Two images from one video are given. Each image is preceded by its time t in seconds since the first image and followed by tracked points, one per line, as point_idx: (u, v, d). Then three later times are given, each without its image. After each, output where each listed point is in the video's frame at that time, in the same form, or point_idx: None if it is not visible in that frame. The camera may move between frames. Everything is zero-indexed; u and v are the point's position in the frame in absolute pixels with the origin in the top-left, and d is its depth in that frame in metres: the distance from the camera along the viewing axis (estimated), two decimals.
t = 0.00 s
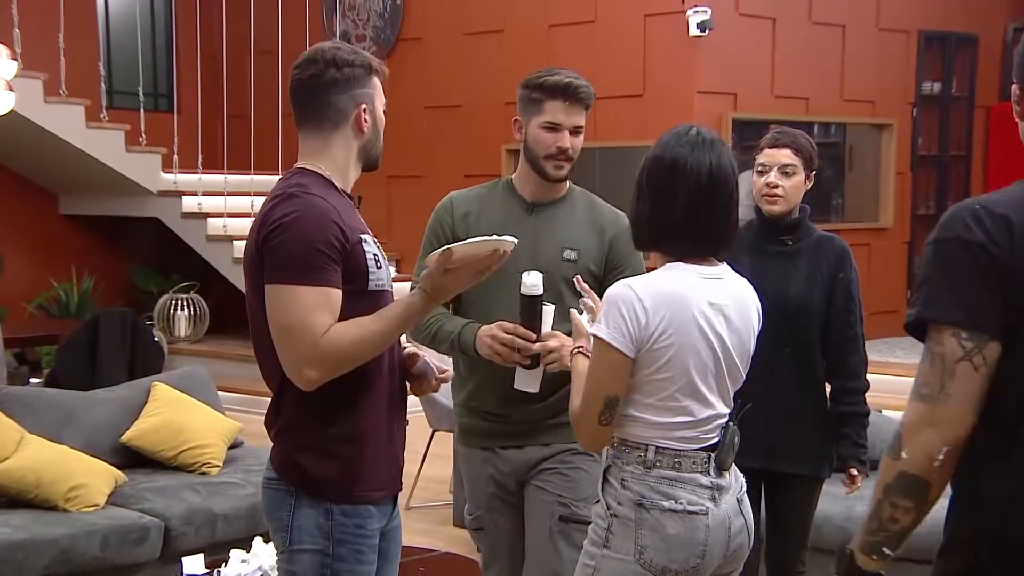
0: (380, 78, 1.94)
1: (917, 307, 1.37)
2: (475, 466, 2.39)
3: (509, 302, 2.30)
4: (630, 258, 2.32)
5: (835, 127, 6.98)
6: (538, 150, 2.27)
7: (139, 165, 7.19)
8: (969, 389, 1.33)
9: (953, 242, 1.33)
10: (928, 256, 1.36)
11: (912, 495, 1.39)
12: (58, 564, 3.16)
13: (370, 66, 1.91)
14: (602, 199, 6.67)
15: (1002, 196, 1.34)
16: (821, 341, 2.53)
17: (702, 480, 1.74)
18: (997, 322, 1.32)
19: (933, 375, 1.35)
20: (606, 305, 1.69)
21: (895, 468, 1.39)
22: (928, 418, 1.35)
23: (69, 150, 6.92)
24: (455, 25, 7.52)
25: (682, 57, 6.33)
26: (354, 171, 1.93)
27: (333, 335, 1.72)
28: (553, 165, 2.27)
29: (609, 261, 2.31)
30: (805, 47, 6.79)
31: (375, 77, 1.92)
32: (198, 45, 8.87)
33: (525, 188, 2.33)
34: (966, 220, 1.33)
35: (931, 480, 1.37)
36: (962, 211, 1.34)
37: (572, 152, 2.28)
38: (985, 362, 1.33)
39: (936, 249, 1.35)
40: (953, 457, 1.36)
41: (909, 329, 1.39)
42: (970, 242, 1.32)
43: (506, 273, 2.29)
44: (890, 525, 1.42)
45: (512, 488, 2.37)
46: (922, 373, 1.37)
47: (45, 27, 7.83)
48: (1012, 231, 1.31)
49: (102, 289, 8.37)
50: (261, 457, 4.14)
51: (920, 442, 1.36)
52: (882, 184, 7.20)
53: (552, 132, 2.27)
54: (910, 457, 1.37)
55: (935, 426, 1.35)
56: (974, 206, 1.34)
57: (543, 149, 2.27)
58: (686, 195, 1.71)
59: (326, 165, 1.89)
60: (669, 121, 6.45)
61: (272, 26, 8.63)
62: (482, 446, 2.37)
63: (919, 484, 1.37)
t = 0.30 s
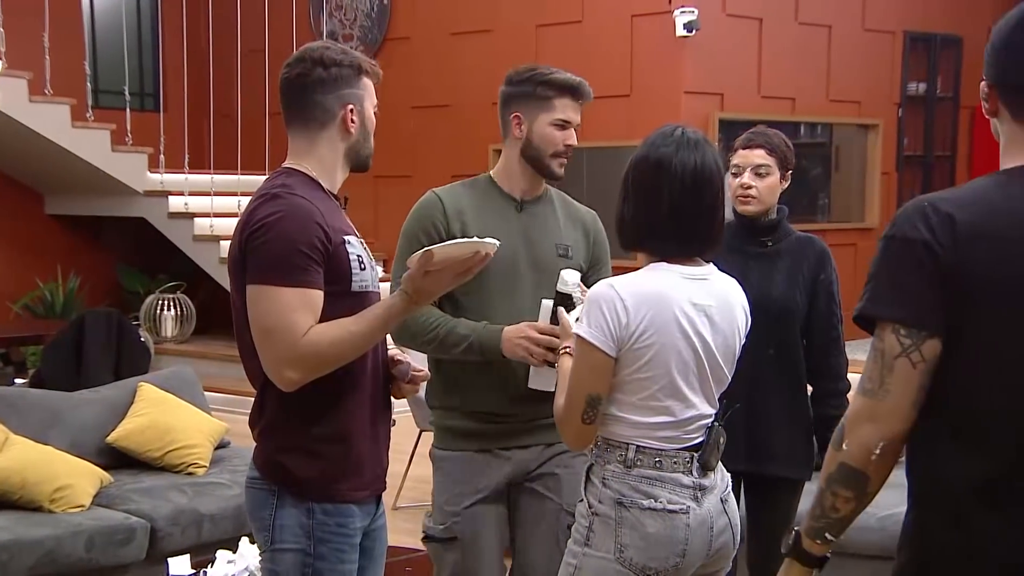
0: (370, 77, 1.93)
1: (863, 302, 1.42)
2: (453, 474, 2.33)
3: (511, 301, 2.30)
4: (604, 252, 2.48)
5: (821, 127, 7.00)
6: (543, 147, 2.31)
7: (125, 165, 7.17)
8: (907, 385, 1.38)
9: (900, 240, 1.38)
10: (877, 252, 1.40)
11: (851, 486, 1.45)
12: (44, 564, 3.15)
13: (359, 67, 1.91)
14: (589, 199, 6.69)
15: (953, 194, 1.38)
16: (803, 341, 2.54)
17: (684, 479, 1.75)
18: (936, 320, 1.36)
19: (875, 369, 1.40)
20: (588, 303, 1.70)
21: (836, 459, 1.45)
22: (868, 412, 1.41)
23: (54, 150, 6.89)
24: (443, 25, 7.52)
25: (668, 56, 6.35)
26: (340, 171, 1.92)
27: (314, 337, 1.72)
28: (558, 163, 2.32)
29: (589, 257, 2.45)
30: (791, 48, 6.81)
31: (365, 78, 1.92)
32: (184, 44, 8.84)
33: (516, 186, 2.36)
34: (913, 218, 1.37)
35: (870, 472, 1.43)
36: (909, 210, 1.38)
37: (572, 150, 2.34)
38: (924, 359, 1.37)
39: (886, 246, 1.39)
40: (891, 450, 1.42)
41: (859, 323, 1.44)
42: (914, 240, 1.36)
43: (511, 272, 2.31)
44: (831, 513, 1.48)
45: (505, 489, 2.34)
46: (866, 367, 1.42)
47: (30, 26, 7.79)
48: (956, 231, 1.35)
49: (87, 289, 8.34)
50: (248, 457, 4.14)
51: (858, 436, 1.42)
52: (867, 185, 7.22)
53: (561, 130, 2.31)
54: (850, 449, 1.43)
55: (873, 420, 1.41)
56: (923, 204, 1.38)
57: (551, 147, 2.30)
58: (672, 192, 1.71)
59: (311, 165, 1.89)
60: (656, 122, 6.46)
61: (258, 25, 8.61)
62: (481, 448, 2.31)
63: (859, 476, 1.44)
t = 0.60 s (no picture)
0: (356, 73, 1.90)
1: (840, 302, 1.42)
2: (452, 479, 2.23)
3: (509, 300, 2.33)
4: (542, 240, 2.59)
5: (817, 127, 7.00)
6: (523, 145, 2.36)
7: (121, 164, 7.16)
8: (885, 387, 1.39)
9: (876, 239, 1.38)
10: (854, 252, 1.41)
11: (831, 487, 1.46)
12: (39, 564, 3.15)
13: (340, 63, 1.89)
14: (584, 199, 6.69)
15: (929, 193, 1.38)
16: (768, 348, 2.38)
17: (682, 479, 1.75)
18: (912, 321, 1.36)
19: (853, 370, 1.41)
20: (591, 302, 1.70)
21: (816, 461, 1.47)
22: (846, 413, 1.42)
23: (49, 149, 6.87)
24: (438, 24, 7.52)
25: (663, 56, 6.35)
26: (327, 167, 1.91)
27: (303, 336, 1.71)
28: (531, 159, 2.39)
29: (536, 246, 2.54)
30: (786, 48, 6.81)
31: (348, 75, 1.89)
32: (179, 43, 8.83)
33: (490, 176, 2.37)
34: (890, 216, 1.38)
35: (850, 473, 1.44)
36: (886, 209, 1.38)
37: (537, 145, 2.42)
38: (901, 360, 1.38)
39: (862, 246, 1.39)
40: (871, 451, 1.43)
41: (835, 324, 1.45)
42: (891, 240, 1.36)
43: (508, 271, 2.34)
44: (814, 517, 1.49)
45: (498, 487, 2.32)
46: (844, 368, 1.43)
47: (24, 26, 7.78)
48: (933, 232, 1.35)
49: (83, 289, 8.33)
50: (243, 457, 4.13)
51: (837, 437, 1.44)
52: (862, 186, 7.22)
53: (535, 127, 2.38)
54: (829, 451, 1.45)
55: (852, 421, 1.42)
56: (900, 203, 1.38)
57: (530, 145, 2.37)
58: (675, 190, 1.71)
59: (295, 161, 1.91)
60: (652, 121, 6.46)
61: (253, 25, 8.60)
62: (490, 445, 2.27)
63: (839, 477, 1.45)
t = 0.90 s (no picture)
0: (357, 73, 1.90)
1: (837, 310, 1.42)
2: (415, 494, 2.22)
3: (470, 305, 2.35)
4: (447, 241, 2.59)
5: (819, 126, 6.98)
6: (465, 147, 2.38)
7: (124, 163, 7.17)
8: (883, 395, 1.39)
9: (872, 245, 1.37)
10: (849, 260, 1.40)
11: (830, 496, 1.46)
12: (41, 564, 3.15)
13: (342, 63, 1.89)
14: (587, 199, 6.69)
15: (922, 198, 1.38)
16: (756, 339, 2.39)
17: (691, 478, 1.77)
18: (911, 329, 1.36)
19: (852, 379, 1.41)
20: (606, 301, 1.72)
21: (814, 470, 1.47)
22: (844, 422, 1.43)
23: (52, 148, 6.88)
24: (441, 24, 7.52)
25: (666, 55, 6.35)
26: (330, 167, 1.91)
27: (313, 334, 1.71)
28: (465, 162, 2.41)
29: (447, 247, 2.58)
30: (789, 47, 6.81)
31: (349, 75, 1.89)
32: (182, 43, 8.84)
33: (435, 179, 2.34)
34: (886, 222, 1.37)
35: (850, 481, 1.45)
36: (883, 215, 1.38)
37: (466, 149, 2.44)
38: (901, 368, 1.38)
39: (857, 253, 1.39)
40: (869, 459, 1.43)
41: (831, 332, 1.44)
42: (888, 247, 1.36)
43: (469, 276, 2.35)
44: (812, 527, 1.50)
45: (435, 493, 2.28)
46: (841, 376, 1.43)
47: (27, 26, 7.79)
48: (930, 239, 1.35)
49: (86, 288, 8.34)
50: (245, 457, 4.13)
51: (837, 445, 1.44)
52: (865, 185, 7.20)
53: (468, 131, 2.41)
54: (828, 460, 1.45)
55: (851, 430, 1.42)
56: (896, 209, 1.37)
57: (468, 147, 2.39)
58: (710, 195, 1.79)
59: (299, 160, 1.91)
60: (654, 120, 6.46)
61: (255, 24, 8.60)
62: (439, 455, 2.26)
63: (839, 485, 1.45)
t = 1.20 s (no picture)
0: (354, 73, 1.89)
1: (830, 320, 1.42)
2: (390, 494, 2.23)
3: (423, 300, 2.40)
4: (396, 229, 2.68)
5: (817, 127, 6.98)
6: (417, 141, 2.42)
7: (122, 164, 7.16)
8: (881, 403, 1.39)
9: (865, 254, 1.37)
10: (841, 269, 1.40)
11: (828, 506, 1.46)
12: (39, 564, 3.15)
13: (339, 63, 1.89)
14: (585, 199, 6.69)
15: (912, 205, 1.38)
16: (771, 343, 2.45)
17: (694, 480, 1.79)
18: (906, 337, 1.37)
19: (848, 388, 1.41)
20: (617, 302, 1.73)
21: (812, 481, 1.46)
22: (840, 431, 1.42)
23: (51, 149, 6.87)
24: (439, 24, 7.52)
25: (664, 56, 6.35)
26: (328, 167, 1.91)
27: (325, 332, 1.71)
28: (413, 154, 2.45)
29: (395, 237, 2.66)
30: (787, 48, 6.81)
31: (346, 75, 1.89)
32: (180, 43, 8.84)
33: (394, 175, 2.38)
34: (878, 230, 1.37)
35: (848, 490, 1.44)
36: (874, 223, 1.38)
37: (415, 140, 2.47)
38: (897, 377, 1.38)
39: (850, 262, 1.39)
40: (866, 468, 1.43)
41: (824, 342, 1.44)
42: (882, 256, 1.36)
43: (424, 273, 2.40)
44: (810, 537, 1.49)
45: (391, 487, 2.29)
46: (837, 385, 1.43)
47: (25, 26, 7.79)
48: (923, 247, 1.35)
49: (84, 288, 8.33)
50: (243, 457, 4.13)
51: (835, 455, 1.43)
52: (862, 184, 7.21)
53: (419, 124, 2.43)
54: (826, 470, 1.44)
55: (848, 439, 1.42)
56: (888, 216, 1.38)
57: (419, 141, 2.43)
58: (713, 196, 1.80)
59: (299, 161, 1.92)
60: (652, 120, 6.46)
61: (253, 25, 8.60)
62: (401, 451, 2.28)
63: (837, 495, 1.45)
